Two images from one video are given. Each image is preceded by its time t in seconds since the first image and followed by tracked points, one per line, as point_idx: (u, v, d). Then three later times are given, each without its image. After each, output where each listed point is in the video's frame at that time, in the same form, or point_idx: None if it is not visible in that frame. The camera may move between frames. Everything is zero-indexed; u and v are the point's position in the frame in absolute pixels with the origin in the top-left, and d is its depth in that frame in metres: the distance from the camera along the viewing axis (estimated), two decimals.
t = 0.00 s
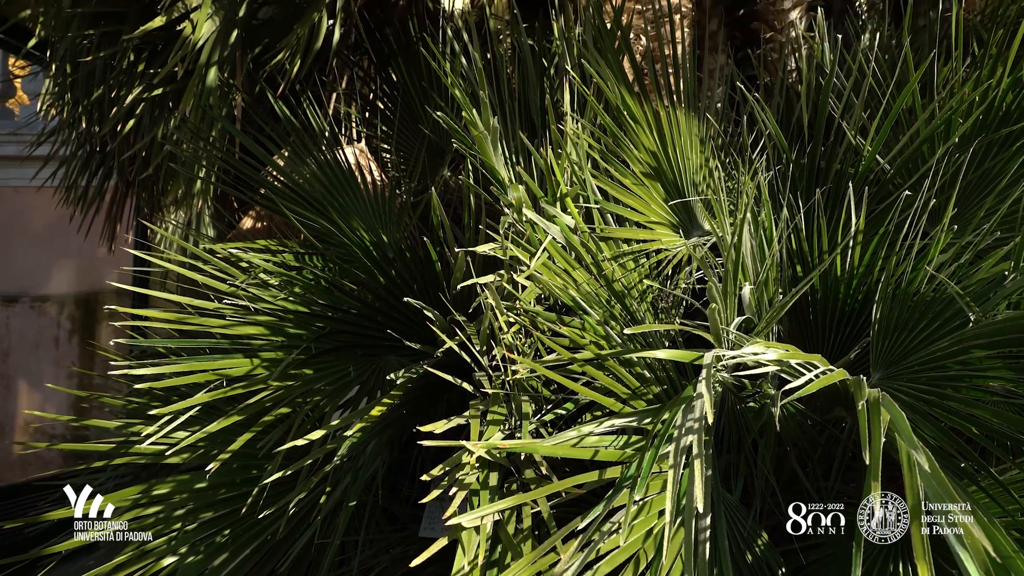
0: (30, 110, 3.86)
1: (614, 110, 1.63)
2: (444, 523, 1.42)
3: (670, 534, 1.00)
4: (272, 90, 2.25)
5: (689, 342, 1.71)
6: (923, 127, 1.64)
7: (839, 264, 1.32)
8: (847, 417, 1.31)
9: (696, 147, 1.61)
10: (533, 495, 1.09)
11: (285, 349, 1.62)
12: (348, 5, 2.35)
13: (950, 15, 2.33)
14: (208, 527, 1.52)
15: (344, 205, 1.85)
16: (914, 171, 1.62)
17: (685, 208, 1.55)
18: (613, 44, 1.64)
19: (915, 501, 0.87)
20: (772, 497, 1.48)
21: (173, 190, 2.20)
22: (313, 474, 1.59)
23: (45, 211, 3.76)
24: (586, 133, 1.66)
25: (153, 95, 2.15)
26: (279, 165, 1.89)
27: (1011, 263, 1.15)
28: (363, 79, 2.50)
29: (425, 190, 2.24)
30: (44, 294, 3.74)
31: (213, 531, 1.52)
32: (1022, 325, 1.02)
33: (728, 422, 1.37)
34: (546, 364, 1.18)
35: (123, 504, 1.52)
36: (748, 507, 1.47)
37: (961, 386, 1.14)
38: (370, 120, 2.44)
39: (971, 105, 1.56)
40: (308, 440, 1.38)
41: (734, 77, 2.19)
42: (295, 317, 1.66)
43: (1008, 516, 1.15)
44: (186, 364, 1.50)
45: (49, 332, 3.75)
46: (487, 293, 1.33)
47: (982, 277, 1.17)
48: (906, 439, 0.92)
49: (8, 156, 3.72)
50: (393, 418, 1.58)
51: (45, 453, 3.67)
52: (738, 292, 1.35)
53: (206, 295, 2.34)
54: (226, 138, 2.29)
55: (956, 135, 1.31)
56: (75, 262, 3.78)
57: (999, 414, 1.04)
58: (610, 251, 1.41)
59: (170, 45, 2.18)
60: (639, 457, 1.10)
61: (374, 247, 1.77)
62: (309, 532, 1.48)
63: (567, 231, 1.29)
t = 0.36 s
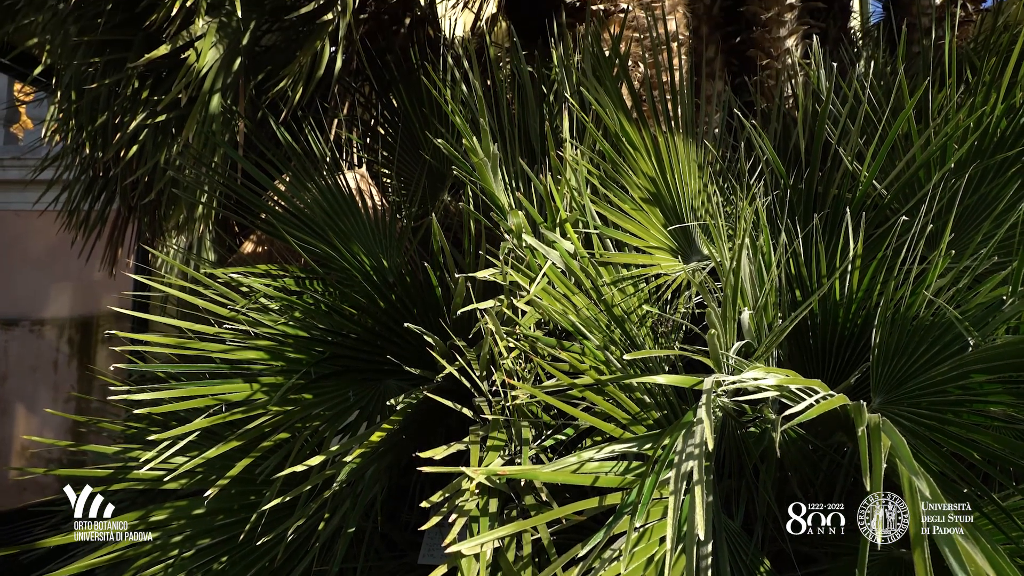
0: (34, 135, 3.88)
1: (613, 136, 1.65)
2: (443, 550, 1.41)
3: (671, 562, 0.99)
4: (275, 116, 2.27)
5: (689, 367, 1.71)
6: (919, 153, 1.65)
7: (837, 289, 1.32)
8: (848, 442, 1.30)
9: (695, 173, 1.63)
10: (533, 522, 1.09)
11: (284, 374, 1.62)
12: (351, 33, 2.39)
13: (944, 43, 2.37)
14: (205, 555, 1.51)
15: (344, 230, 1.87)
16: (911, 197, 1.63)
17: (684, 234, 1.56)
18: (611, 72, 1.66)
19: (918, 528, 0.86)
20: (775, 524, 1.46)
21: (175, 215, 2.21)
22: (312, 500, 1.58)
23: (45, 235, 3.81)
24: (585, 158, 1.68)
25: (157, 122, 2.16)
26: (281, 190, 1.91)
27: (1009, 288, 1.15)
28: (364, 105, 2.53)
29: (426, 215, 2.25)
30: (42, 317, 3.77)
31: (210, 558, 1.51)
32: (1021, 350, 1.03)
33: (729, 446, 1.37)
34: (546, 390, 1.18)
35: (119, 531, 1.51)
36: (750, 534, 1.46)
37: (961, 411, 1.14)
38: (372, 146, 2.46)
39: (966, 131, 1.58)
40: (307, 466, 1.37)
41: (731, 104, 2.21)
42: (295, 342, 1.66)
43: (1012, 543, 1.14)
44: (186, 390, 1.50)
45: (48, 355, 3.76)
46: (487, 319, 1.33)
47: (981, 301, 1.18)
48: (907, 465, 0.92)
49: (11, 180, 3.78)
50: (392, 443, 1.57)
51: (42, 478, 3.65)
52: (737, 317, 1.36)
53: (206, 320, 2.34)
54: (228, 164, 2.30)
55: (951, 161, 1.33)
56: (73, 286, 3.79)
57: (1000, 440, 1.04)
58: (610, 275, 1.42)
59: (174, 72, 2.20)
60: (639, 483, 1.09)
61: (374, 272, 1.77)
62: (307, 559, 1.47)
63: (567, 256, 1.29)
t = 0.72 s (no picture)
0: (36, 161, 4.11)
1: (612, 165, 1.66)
2: None
3: None
4: (277, 145, 2.29)
5: (690, 395, 1.70)
6: (915, 181, 1.66)
7: (836, 316, 1.32)
8: (850, 471, 1.30)
9: (694, 202, 1.64)
10: (533, 553, 1.08)
11: (283, 402, 1.62)
12: (353, 63, 2.41)
13: (937, 73, 2.40)
14: None
15: (345, 257, 1.87)
16: (908, 224, 1.64)
17: (683, 261, 1.56)
18: (609, 102, 1.68)
19: (920, 558, 0.87)
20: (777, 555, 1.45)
21: (176, 243, 2.22)
22: (310, 531, 1.57)
23: (45, 262, 3.82)
24: (584, 188, 1.69)
25: (160, 150, 2.18)
26: (282, 218, 1.92)
27: (1007, 315, 1.16)
28: (365, 133, 2.56)
29: (426, 243, 2.26)
30: (39, 345, 3.75)
31: None
32: (1021, 379, 1.03)
33: (731, 475, 1.38)
34: (546, 419, 1.17)
35: (115, 561, 1.50)
36: (753, 565, 1.45)
37: (962, 440, 1.14)
38: (373, 174, 2.47)
39: (961, 160, 1.59)
40: (306, 495, 1.36)
41: (729, 133, 2.23)
42: (294, 370, 1.66)
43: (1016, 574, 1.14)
44: (185, 418, 1.49)
45: (45, 383, 3.74)
46: (487, 347, 1.33)
47: (979, 328, 1.18)
48: (908, 495, 0.93)
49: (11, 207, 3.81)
50: (392, 472, 1.56)
51: (37, 508, 3.62)
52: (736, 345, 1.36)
53: (206, 348, 2.34)
54: (230, 192, 2.32)
55: (947, 189, 1.34)
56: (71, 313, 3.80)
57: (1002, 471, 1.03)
58: (609, 304, 1.42)
59: (178, 101, 2.22)
60: (640, 513, 1.09)
61: (374, 299, 1.78)
62: None
63: (567, 284, 1.30)
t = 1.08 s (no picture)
0: (38, 188, 4.27)
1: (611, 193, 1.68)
2: None
3: None
4: (278, 173, 2.31)
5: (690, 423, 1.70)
6: (912, 208, 1.67)
7: (836, 343, 1.32)
8: (852, 500, 1.29)
9: (692, 229, 1.64)
10: None
11: (282, 429, 1.62)
12: (354, 91, 2.44)
13: (932, 102, 2.42)
14: None
15: (344, 284, 1.88)
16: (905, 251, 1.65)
17: (682, 288, 1.56)
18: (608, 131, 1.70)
19: None
20: None
21: (177, 269, 2.23)
22: (307, 561, 1.55)
23: (49, 292, 4.15)
24: (583, 215, 1.70)
25: (162, 178, 2.19)
26: (282, 245, 1.92)
27: (1006, 342, 1.16)
28: (366, 161, 2.57)
29: (426, 269, 2.26)
30: (38, 367, 4.08)
31: None
32: None
33: (732, 504, 1.34)
34: (546, 447, 1.17)
35: None
36: None
37: (964, 468, 1.14)
38: (373, 201, 2.48)
39: (956, 188, 1.60)
40: (304, 524, 1.35)
41: (726, 160, 2.25)
42: (293, 397, 1.66)
43: None
44: (183, 446, 1.49)
45: (43, 409, 4.05)
46: (487, 375, 1.33)
47: (979, 354, 1.17)
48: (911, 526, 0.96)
49: (17, 235, 4.13)
50: (390, 501, 1.55)
51: (30, 536, 3.60)
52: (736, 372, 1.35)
53: (205, 375, 2.33)
54: (231, 219, 2.33)
55: (943, 216, 1.35)
56: (72, 339, 4.09)
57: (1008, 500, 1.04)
58: (609, 330, 1.43)
59: (181, 129, 2.24)
60: (640, 542, 1.08)
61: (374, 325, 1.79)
62: None
63: (567, 311, 1.30)
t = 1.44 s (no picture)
0: (41, 214, 4.29)
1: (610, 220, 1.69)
2: None
3: None
4: (279, 200, 2.32)
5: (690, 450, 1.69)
6: (910, 235, 1.68)
7: (835, 369, 1.32)
8: (855, 529, 1.28)
9: (692, 256, 1.65)
10: None
11: (281, 456, 1.61)
12: (355, 119, 2.46)
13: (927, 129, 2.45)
14: None
15: (345, 310, 1.88)
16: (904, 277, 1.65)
17: (681, 314, 1.56)
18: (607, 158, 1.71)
19: None
20: None
21: (177, 295, 2.23)
22: None
23: (50, 317, 4.15)
24: (582, 242, 1.71)
25: (165, 205, 2.20)
26: (283, 270, 1.93)
27: (1006, 367, 1.16)
28: (367, 187, 2.59)
29: (426, 295, 2.27)
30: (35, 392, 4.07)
31: None
32: None
33: (734, 531, 1.33)
34: (546, 475, 1.17)
35: None
36: None
37: (968, 495, 1.14)
38: (374, 227, 2.49)
39: (953, 214, 1.61)
40: (302, 553, 1.34)
41: (724, 187, 2.26)
42: (293, 424, 1.66)
43: None
44: (181, 473, 1.48)
45: (41, 435, 4.04)
46: (486, 402, 1.33)
47: (979, 381, 1.17)
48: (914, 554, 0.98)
49: (18, 260, 4.15)
50: (389, 529, 1.54)
51: (25, 565, 3.56)
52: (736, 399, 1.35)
53: (204, 402, 2.32)
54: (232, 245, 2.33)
55: (940, 243, 1.36)
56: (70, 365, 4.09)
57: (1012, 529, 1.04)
58: (609, 357, 1.43)
59: (184, 156, 2.25)
60: (642, 571, 1.07)
61: (374, 352, 1.79)
62: None
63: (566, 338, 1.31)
